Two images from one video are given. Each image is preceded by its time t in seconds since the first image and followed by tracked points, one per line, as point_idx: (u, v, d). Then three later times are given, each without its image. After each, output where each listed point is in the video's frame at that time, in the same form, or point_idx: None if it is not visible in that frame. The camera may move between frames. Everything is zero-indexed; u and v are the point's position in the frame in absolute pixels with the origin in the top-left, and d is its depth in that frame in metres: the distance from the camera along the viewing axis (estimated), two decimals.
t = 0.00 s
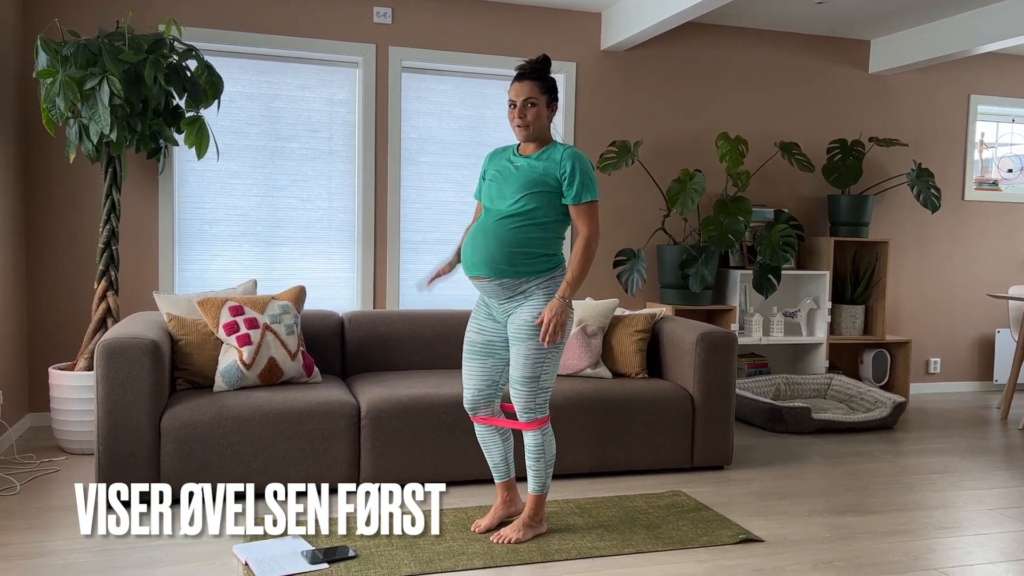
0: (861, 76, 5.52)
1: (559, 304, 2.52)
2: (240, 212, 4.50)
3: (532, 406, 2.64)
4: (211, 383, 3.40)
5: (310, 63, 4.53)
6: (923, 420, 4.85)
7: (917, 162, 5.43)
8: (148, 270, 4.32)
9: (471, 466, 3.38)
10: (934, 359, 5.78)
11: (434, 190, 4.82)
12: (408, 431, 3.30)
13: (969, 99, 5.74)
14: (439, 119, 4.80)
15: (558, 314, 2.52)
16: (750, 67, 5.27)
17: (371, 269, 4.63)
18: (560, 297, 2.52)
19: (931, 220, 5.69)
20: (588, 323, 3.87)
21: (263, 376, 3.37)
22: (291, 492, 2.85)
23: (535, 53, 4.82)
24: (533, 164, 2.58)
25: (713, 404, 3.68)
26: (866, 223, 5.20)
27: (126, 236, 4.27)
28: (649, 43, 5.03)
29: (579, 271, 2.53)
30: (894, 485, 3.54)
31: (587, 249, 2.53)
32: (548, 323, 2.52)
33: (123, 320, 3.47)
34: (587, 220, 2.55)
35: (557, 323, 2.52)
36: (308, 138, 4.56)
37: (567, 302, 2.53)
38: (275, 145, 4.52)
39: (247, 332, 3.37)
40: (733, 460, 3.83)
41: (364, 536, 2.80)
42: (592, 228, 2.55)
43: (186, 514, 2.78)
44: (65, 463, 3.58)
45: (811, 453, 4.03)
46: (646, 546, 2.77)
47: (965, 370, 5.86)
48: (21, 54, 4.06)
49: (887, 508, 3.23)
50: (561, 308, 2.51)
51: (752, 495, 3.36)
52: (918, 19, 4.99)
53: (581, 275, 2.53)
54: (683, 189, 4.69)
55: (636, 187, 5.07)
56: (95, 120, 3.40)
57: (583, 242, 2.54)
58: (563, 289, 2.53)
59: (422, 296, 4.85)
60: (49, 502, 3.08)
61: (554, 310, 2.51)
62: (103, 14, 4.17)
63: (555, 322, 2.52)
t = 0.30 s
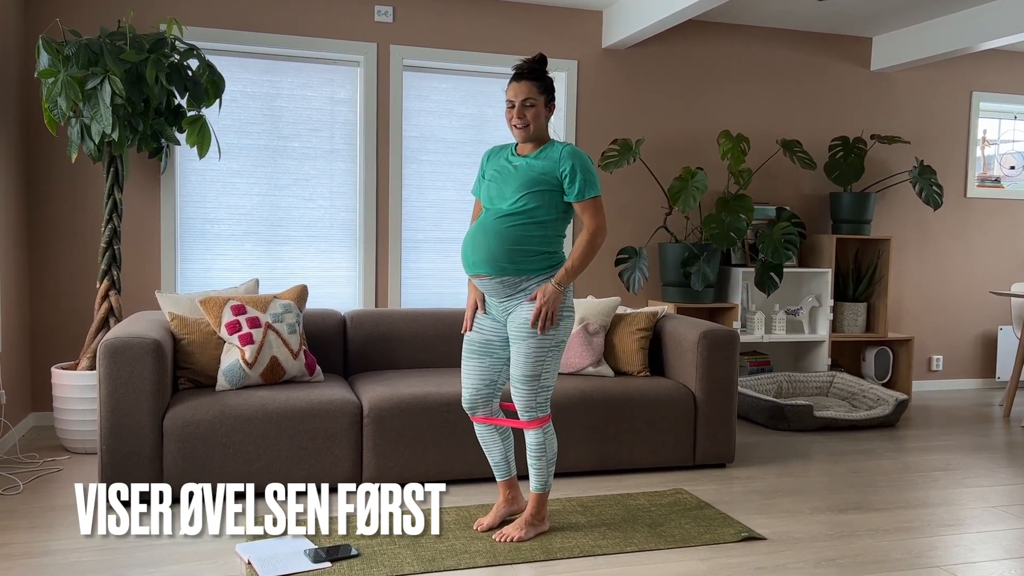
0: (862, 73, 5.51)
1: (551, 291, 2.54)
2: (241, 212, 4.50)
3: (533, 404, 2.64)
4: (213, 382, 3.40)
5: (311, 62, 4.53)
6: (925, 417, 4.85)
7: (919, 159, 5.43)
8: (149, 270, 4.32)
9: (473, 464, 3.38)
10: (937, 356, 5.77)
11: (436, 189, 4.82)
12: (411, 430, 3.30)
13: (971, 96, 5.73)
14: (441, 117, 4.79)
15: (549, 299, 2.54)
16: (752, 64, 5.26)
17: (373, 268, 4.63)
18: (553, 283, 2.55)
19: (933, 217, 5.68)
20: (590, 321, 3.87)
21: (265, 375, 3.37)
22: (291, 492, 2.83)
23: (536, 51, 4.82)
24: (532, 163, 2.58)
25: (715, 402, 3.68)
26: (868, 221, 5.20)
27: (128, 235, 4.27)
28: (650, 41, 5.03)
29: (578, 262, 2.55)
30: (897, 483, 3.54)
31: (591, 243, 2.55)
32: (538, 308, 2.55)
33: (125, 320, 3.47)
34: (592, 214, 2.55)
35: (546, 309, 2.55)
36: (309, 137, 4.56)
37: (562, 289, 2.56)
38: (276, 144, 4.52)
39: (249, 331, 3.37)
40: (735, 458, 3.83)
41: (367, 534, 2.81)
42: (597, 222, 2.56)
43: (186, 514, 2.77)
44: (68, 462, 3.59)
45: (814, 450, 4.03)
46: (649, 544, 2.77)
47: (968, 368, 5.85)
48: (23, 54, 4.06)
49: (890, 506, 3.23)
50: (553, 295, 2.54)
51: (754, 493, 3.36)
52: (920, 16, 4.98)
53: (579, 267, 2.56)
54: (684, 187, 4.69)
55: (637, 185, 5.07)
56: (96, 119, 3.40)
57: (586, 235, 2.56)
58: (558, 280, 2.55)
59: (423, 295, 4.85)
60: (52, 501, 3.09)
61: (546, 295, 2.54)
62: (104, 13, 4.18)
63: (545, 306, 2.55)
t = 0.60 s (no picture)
0: (864, 70, 5.50)
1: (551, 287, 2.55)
2: (243, 211, 4.51)
3: (534, 402, 2.64)
4: (216, 381, 3.40)
5: (312, 60, 4.53)
6: (928, 415, 4.84)
7: (922, 157, 5.42)
8: (151, 269, 4.32)
9: (475, 462, 3.38)
10: (939, 354, 5.77)
11: (437, 187, 4.81)
12: (413, 428, 3.30)
13: (973, 93, 5.72)
14: (442, 115, 4.79)
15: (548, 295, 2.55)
16: (753, 62, 5.26)
17: (375, 267, 4.63)
18: (553, 280, 2.55)
19: (935, 214, 5.67)
20: (593, 319, 3.87)
21: (268, 374, 3.37)
22: (291, 491, 2.80)
23: (537, 49, 4.81)
24: (532, 162, 2.58)
25: (717, 400, 3.68)
26: (870, 219, 5.19)
27: (130, 234, 4.28)
28: (651, 38, 5.02)
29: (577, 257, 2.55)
30: (899, 480, 3.54)
31: (590, 239, 2.55)
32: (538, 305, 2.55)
33: (128, 319, 3.47)
34: (592, 212, 2.56)
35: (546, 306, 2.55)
36: (311, 135, 4.56)
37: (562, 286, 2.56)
38: (278, 143, 4.52)
39: (251, 330, 3.37)
40: (737, 456, 3.83)
41: (369, 532, 2.81)
42: (598, 220, 2.57)
43: (186, 515, 2.75)
44: (71, 461, 3.59)
45: (816, 448, 4.03)
46: (651, 542, 2.77)
47: (970, 365, 5.85)
48: (24, 53, 4.06)
49: (892, 503, 3.23)
50: (553, 291, 2.54)
51: (757, 490, 3.36)
52: (922, 13, 4.98)
53: (580, 263, 2.55)
54: (686, 184, 4.69)
55: (639, 183, 5.06)
56: (98, 119, 3.41)
57: (586, 233, 2.56)
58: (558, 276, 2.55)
59: (425, 294, 4.85)
60: (55, 500, 3.09)
61: (545, 292, 2.55)
62: (106, 12, 4.18)
63: (544, 304, 2.55)
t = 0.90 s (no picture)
0: (866, 68, 5.50)
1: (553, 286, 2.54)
2: (245, 210, 4.51)
3: (536, 402, 2.64)
4: (218, 380, 3.41)
5: (314, 60, 4.53)
6: (930, 413, 4.84)
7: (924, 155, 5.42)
8: (153, 268, 4.32)
9: (477, 461, 3.38)
10: (941, 352, 5.76)
11: (439, 186, 4.81)
12: (414, 427, 3.31)
13: (975, 91, 5.71)
14: (444, 115, 4.79)
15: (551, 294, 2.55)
16: (755, 60, 5.25)
17: (377, 266, 4.63)
18: (555, 279, 2.55)
19: (936, 213, 5.67)
20: (595, 318, 3.87)
21: (269, 373, 3.38)
22: (292, 491, 2.80)
23: (538, 48, 4.81)
24: (534, 161, 2.58)
25: (719, 399, 3.68)
26: (872, 217, 5.18)
27: (132, 233, 4.28)
28: (652, 37, 5.02)
29: (578, 254, 2.55)
30: (901, 479, 3.54)
31: (592, 239, 2.56)
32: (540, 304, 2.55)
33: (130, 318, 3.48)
34: (594, 211, 2.57)
35: (549, 305, 2.55)
36: (312, 134, 4.57)
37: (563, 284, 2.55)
38: (279, 142, 4.53)
39: (253, 329, 3.37)
40: (739, 455, 3.83)
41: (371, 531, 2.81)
42: (599, 218, 2.58)
43: (186, 515, 2.75)
44: (73, 460, 3.60)
45: (817, 447, 4.03)
46: (653, 540, 2.77)
47: (972, 363, 5.84)
48: (26, 53, 4.06)
49: (894, 502, 3.23)
50: (555, 290, 2.54)
51: (758, 489, 3.36)
52: (923, 11, 4.97)
53: (581, 260, 2.55)
54: (688, 183, 4.68)
55: (641, 181, 5.06)
56: (100, 118, 3.42)
57: (588, 232, 2.57)
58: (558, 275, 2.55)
59: (426, 293, 4.85)
60: (57, 499, 3.10)
61: (548, 292, 2.54)
62: (107, 12, 4.18)
63: (547, 303, 2.55)
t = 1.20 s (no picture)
0: (868, 66, 5.49)
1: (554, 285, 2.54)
2: (246, 208, 4.51)
3: (537, 400, 2.64)
4: (219, 379, 3.41)
5: (315, 58, 4.53)
6: (931, 411, 4.84)
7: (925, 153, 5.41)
8: (155, 267, 4.33)
9: (479, 459, 3.39)
10: (942, 351, 5.76)
11: (440, 185, 4.81)
12: (416, 425, 3.31)
13: (977, 89, 5.70)
14: (445, 113, 4.79)
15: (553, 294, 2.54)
16: (756, 58, 5.25)
17: (378, 265, 4.63)
18: (557, 278, 2.55)
19: (938, 211, 5.66)
20: (596, 316, 3.87)
21: (270, 372, 3.38)
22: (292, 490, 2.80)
23: (540, 46, 4.81)
24: (536, 160, 2.58)
25: (720, 397, 3.68)
26: (873, 215, 5.17)
27: (134, 232, 4.29)
28: (654, 35, 5.02)
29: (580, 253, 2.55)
30: (902, 477, 3.54)
31: (595, 237, 2.56)
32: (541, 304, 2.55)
33: (131, 317, 3.48)
34: (596, 209, 2.57)
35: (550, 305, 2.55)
36: (313, 133, 4.57)
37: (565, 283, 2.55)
38: (281, 141, 4.53)
39: (254, 328, 3.37)
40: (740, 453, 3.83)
41: (372, 529, 2.81)
42: (601, 217, 2.58)
43: (186, 514, 2.75)
44: (75, 459, 3.61)
45: (818, 445, 4.02)
46: (655, 539, 2.77)
47: (973, 362, 5.84)
48: (27, 51, 4.07)
49: (896, 500, 3.23)
50: (557, 290, 2.54)
51: (760, 487, 3.37)
52: (925, 9, 4.96)
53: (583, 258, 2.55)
54: (689, 181, 4.68)
55: (642, 179, 5.06)
56: (101, 117, 3.44)
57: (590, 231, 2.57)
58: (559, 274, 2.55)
59: (428, 291, 4.85)
60: (60, 497, 3.10)
61: (550, 290, 2.54)
62: (109, 10, 4.18)
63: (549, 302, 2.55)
